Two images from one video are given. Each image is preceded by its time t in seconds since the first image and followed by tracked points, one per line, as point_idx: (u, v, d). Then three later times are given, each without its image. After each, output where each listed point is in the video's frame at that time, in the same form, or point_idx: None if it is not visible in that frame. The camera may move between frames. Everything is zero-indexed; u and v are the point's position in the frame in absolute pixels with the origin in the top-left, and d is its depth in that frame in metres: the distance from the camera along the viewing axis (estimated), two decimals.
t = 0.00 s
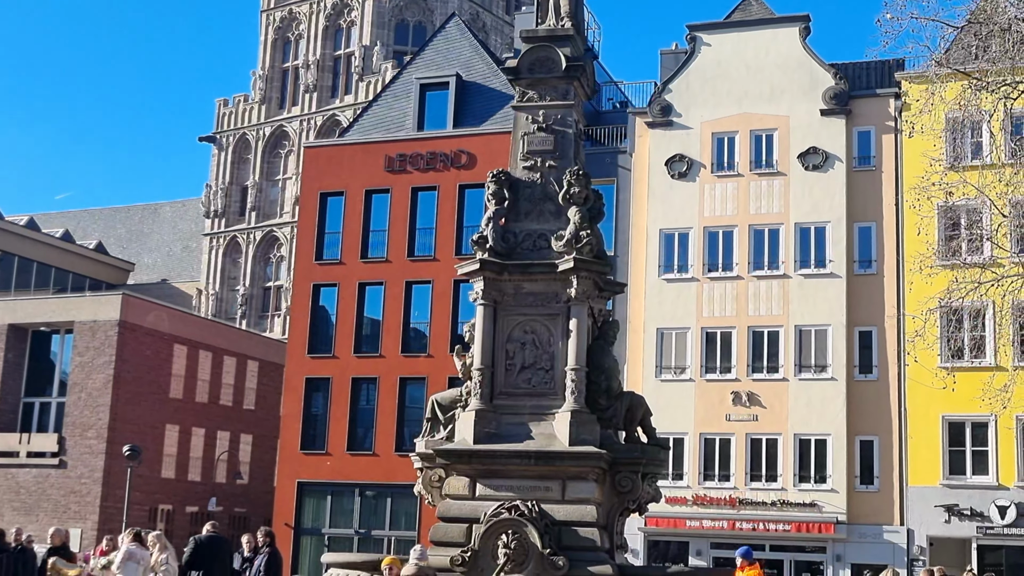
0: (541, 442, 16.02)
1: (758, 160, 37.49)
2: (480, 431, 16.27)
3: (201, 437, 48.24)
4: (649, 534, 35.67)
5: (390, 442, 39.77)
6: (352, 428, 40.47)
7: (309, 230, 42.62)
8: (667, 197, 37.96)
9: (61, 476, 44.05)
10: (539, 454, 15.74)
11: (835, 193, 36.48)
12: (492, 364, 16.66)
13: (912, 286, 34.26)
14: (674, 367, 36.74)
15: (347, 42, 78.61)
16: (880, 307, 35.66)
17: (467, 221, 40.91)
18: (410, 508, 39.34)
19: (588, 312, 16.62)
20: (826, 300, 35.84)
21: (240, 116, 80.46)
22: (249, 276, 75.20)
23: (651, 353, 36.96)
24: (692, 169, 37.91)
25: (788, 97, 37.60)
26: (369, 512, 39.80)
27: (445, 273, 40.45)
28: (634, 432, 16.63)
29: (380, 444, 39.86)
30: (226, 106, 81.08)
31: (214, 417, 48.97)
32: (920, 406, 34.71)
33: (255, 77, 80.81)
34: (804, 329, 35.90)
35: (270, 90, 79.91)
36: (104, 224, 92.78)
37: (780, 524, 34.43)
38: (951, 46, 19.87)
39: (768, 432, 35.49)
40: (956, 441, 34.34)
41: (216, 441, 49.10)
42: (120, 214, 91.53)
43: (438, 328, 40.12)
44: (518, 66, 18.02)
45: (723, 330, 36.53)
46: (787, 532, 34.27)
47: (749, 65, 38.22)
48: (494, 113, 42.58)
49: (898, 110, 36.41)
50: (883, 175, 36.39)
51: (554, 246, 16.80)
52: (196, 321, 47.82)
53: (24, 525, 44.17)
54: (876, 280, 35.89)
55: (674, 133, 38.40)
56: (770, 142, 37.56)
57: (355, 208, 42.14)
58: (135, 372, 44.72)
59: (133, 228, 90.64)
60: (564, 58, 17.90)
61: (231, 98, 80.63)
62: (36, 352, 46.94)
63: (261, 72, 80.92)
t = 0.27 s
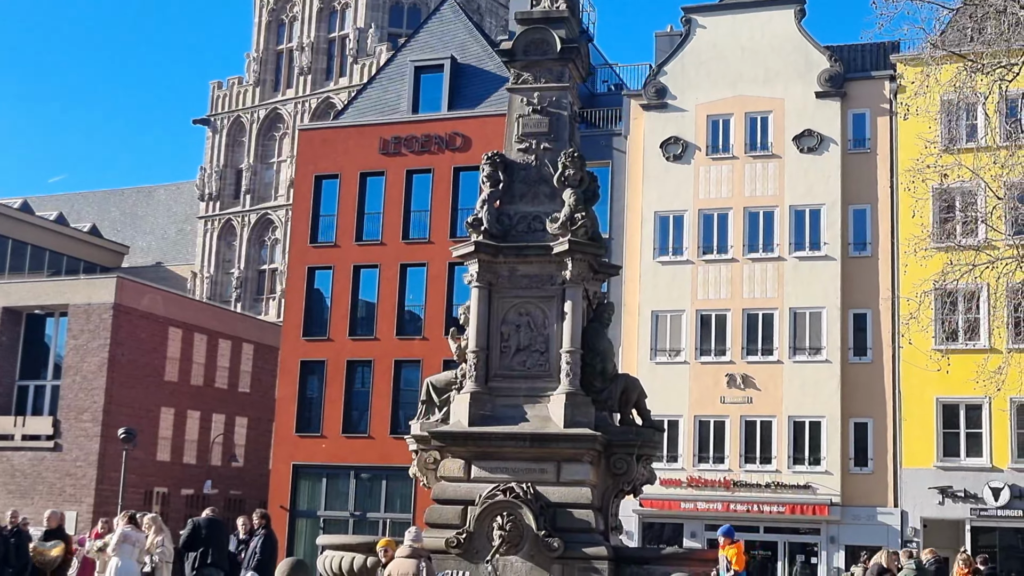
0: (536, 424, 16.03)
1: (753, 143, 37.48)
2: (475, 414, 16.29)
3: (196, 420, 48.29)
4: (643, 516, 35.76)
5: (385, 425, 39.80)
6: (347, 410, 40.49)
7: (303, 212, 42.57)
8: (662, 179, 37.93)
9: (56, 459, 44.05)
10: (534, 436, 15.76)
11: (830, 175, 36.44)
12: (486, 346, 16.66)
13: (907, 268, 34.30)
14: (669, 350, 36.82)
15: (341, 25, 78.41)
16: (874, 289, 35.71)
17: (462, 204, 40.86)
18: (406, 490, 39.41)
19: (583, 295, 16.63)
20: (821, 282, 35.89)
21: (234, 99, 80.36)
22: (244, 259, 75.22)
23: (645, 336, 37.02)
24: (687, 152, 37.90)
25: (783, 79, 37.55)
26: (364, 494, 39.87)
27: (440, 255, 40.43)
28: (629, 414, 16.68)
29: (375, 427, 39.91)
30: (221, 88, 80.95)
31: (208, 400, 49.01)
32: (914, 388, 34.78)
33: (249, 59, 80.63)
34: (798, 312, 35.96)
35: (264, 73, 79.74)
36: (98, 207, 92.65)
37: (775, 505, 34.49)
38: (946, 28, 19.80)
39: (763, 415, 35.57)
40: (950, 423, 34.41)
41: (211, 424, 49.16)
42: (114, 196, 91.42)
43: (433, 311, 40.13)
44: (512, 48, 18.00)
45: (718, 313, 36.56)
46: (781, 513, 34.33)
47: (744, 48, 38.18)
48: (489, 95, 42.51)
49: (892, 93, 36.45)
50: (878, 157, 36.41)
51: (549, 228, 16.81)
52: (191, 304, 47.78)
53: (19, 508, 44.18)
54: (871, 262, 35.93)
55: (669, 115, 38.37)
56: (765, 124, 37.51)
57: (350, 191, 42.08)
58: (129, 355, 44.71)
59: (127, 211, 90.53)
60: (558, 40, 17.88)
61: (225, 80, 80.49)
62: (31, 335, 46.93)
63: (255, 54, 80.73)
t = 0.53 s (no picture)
0: (529, 406, 16.05)
1: (746, 126, 37.45)
2: (468, 396, 16.28)
3: (189, 403, 48.31)
4: (635, 499, 35.82)
5: (378, 408, 39.84)
6: (340, 393, 40.53)
7: (295, 195, 42.50)
8: (655, 162, 37.91)
9: (48, 443, 44.03)
10: (527, 418, 15.76)
11: (822, 158, 36.49)
12: (479, 329, 16.68)
13: (899, 251, 34.36)
14: (661, 333, 36.88)
15: (333, 7, 78.19)
16: (866, 271, 35.78)
17: (454, 186, 40.82)
18: (399, 473, 39.42)
19: (575, 278, 16.63)
20: (813, 265, 35.95)
21: (226, 82, 80.30)
22: (236, 242, 75.18)
23: (638, 319, 37.09)
24: (679, 135, 37.84)
25: (775, 62, 37.53)
26: (358, 477, 39.90)
27: (433, 238, 40.41)
28: (621, 396, 16.69)
29: (368, 410, 39.95)
30: (212, 71, 80.81)
31: (201, 383, 49.00)
32: (906, 370, 34.86)
33: (241, 42, 80.41)
34: (790, 294, 36.04)
35: (256, 55, 79.56)
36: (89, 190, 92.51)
37: (767, 489, 34.48)
38: (939, 11, 19.76)
39: (755, 397, 35.67)
40: (941, 405, 34.51)
41: (204, 407, 49.18)
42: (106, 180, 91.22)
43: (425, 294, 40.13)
44: (505, 30, 17.98)
45: (710, 296, 36.61)
46: (773, 496, 34.37)
47: (737, 30, 38.14)
48: (481, 78, 42.43)
49: (885, 75, 36.40)
50: (871, 140, 36.42)
51: (542, 211, 16.80)
52: (183, 287, 47.72)
53: (12, 491, 44.18)
54: (863, 244, 35.99)
55: (662, 98, 38.35)
56: (757, 107, 37.51)
57: (342, 174, 42.02)
58: (122, 339, 44.66)
59: (119, 194, 90.41)
60: (551, 22, 17.90)
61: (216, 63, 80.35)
62: (23, 320, 46.91)
63: (246, 37, 80.49)
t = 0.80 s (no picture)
0: (524, 388, 16.06)
1: (741, 108, 37.44)
2: (464, 378, 16.29)
3: (184, 386, 48.34)
4: (630, 481, 35.87)
5: (373, 391, 39.88)
6: (335, 376, 40.56)
7: (290, 178, 42.44)
8: (650, 144, 37.89)
9: (44, 426, 44.02)
10: (523, 400, 15.80)
11: (818, 140, 36.43)
12: (474, 311, 16.68)
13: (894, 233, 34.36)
14: (657, 315, 36.93)
15: None
16: (861, 253, 35.82)
17: (449, 169, 40.78)
18: (394, 456, 39.41)
19: (571, 260, 16.62)
20: (809, 246, 35.97)
21: (220, 64, 80.23)
22: (231, 225, 75.18)
23: (633, 301, 37.11)
24: (674, 117, 37.86)
25: (771, 43, 37.46)
26: (353, 460, 39.92)
27: (428, 221, 40.40)
28: (616, 378, 16.72)
29: (363, 393, 40.00)
30: (206, 53, 80.73)
31: (196, 366, 49.02)
32: (901, 352, 34.93)
33: (234, 24, 80.22)
34: (785, 276, 36.08)
35: (250, 38, 79.37)
36: (83, 172, 92.36)
37: (762, 470, 34.66)
38: None
39: (750, 378, 35.75)
40: (936, 387, 34.55)
41: (199, 390, 49.21)
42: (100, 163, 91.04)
43: (420, 276, 40.13)
44: (499, 12, 17.97)
45: (705, 278, 36.65)
46: (769, 477, 34.51)
47: (732, 12, 38.08)
48: (476, 60, 42.36)
49: (880, 57, 36.39)
50: (866, 122, 36.40)
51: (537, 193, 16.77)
52: (178, 271, 47.67)
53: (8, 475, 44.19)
54: (858, 227, 36.03)
55: (657, 80, 38.31)
56: (752, 89, 37.49)
57: (337, 157, 41.96)
58: (116, 322, 44.63)
59: (113, 177, 90.27)
60: (546, 4, 17.86)
61: (210, 45, 80.27)
62: (17, 303, 46.71)
63: (240, 19, 80.27)
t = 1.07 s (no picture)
0: (519, 371, 16.08)
1: (735, 91, 37.39)
2: (459, 361, 16.30)
3: (178, 370, 48.33)
4: (626, 464, 35.96)
5: (368, 375, 39.90)
6: (330, 360, 40.57)
7: (284, 162, 42.37)
8: (644, 127, 37.86)
9: (39, 411, 44.00)
10: (518, 383, 15.81)
11: (812, 123, 36.41)
12: (469, 295, 16.68)
13: (888, 215, 34.40)
14: (652, 298, 36.97)
15: None
16: (856, 235, 35.83)
17: (444, 152, 40.73)
18: (390, 440, 39.48)
19: (565, 243, 16.62)
20: (803, 229, 35.99)
21: (213, 48, 80.41)
22: (225, 209, 75.13)
23: (628, 284, 37.15)
24: (669, 100, 37.80)
25: (765, 26, 37.42)
26: (348, 443, 39.97)
27: (422, 204, 40.37)
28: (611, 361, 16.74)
29: (358, 376, 40.01)
30: (199, 37, 80.88)
31: (191, 350, 49.01)
32: (896, 335, 34.97)
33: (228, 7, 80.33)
34: (780, 259, 36.12)
35: (243, 21, 79.50)
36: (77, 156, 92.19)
37: (755, 452, 34.71)
38: None
39: (745, 361, 35.83)
40: (930, 369, 34.59)
41: (195, 374, 49.22)
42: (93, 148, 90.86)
43: (415, 260, 40.12)
44: None
45: (700, 261, 36.68)
46: (763, 459, 34.59)
47: None
48: (470, 43, 42.27)
49: (875, 39, 36.35)
50: (861, 104, 36.38)
51: (532, 176, 16.77)
52: (173, 255, 47.63)
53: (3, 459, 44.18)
54: (852, 210, 35.98)
55: (651, 63, 38.24)
56: (747, 72, 37.45)
57: (331, 141, 41.89)
58: (111, 307, 44.60)
59: (107, 161, 90.11)
60: None
61: (204, 29, 80.42)
62: (11, 287, 46.41)
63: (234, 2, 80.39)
